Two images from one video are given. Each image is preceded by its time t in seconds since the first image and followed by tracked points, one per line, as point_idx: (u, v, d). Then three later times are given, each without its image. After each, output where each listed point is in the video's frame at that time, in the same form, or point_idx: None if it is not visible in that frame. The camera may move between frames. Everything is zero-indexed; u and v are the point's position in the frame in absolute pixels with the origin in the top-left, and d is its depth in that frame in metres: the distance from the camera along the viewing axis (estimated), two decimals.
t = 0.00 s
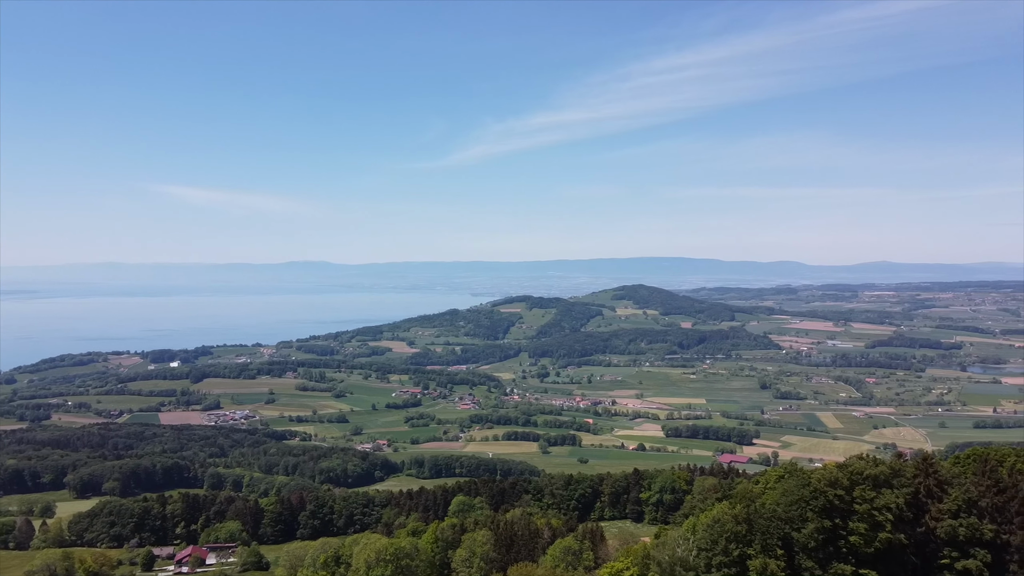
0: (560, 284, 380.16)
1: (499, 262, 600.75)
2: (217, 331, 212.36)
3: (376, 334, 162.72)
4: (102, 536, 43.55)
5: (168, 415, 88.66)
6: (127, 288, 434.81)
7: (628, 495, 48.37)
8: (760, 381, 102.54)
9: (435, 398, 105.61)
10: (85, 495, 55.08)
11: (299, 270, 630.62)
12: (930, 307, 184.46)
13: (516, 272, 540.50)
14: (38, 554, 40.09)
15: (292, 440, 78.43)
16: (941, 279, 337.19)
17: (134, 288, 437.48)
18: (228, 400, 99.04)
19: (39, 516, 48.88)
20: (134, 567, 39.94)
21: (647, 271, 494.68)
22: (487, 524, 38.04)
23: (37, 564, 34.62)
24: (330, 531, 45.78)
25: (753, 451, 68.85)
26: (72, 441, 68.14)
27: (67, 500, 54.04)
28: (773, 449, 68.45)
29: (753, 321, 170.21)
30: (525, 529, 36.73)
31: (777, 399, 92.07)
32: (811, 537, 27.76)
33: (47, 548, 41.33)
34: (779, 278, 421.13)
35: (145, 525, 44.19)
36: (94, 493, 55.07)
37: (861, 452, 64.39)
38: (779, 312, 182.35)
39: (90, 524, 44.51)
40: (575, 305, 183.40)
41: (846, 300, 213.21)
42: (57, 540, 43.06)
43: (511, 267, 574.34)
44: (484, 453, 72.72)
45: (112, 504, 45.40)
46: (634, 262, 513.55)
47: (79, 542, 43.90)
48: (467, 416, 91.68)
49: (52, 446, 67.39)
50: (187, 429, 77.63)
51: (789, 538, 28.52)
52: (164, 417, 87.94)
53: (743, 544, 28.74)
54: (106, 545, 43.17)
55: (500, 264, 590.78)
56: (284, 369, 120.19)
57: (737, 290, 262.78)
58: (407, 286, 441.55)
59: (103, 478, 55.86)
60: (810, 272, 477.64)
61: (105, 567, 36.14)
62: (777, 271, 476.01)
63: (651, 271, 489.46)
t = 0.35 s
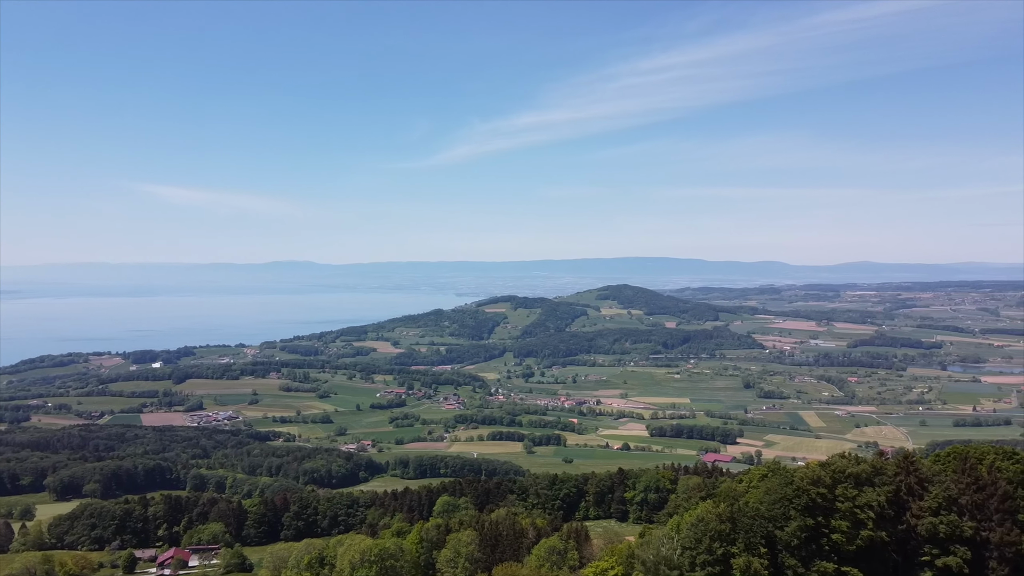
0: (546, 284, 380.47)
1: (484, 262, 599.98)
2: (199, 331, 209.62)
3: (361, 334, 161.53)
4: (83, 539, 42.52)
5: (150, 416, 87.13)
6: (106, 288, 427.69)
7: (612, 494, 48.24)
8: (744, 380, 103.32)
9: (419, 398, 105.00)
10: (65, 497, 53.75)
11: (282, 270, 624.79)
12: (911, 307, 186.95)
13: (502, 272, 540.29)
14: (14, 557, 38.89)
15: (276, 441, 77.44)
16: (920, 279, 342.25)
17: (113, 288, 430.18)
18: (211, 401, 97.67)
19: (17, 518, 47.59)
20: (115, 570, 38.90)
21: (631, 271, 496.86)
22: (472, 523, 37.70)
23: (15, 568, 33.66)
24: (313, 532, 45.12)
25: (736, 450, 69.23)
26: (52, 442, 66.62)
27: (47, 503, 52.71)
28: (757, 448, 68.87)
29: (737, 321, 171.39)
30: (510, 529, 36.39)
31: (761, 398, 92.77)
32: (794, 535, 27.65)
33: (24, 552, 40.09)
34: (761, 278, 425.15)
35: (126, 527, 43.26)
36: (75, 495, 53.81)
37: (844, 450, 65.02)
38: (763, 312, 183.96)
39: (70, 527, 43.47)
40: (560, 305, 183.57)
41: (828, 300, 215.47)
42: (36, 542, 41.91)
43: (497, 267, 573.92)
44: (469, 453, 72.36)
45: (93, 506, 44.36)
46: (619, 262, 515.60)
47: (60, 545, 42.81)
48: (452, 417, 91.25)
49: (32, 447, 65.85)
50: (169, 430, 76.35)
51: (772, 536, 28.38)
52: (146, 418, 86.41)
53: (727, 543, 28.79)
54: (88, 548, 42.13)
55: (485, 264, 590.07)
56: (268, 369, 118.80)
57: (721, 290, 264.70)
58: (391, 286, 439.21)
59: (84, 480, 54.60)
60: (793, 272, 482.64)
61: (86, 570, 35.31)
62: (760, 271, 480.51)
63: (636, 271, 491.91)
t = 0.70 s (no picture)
0: (530, 284, 380.51)
1: (468, 262, 598.70)
2: (180, 331, 206.62)
3: (344, 334, 160.15)
4: (62, 542, 41.16)
5: (132, 417, 85.48)
6: (83, 288, 419.97)
7: (597, 493, 48.08)
8: (728, 379, 103.95)
9: (404, 399, 104.29)
10: (45, 500, 52.23)
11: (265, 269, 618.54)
12: (891, 307, 189.51)
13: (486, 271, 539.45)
14: None
15: (259, 442, 76.38)
16: (899, 279, 347.61)
17: (91, 288, 422.47)
18: (193, 402, 96.15)
19: None
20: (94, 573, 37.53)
21: (616, 271, 498.55)
22: (456, 524, 37.32)
23: None
24: (296, 534, 44.45)
25: (720, 449, 69.50)
26: (31, 444, 64.91)
27: (25, 506, 51.12)
28: (740, 447, 69.24)
29: (721, 321, 172.47)
30: (495, 530, 36.04)
31: (745, 397, 93.39)
32: (777, 533, 27.49)
33: None
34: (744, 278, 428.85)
35: (107, 529, 42.18)
36: (55, 497, 52.36)
37: (826, 449, 65.64)
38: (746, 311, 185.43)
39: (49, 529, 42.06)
40: (545, 305, 183.59)
41: (810, 300, 217.65)
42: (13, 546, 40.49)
43: (481, 266, 573.00)
44: (453, 453, 71.97)
45: (73, 509, 43.01)
46: (603, 261, 517.27)
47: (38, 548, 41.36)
48: (436, 417, 90.76)
49: (10, 449, 64.12)
50: (151, 431, 74.97)
51: (755, 534, 28.22)
52: (127, 419, 84.76)
53: (710, 541, 28.68)
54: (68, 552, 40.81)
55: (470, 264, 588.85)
56: (251, 370, 117.25)
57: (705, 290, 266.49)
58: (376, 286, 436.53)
59: (64, 482, 53.15)
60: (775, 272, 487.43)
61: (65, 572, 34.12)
62: (743, 271, 484.79)
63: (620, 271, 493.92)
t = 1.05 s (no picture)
0: (515, 284, 380.40)
1: (453, 263, 597.03)
2: (161, 331, 203.49)
3: (328, 334, 158.81)
4: (42, 544, 40.14)
5: (113, 419, 83.76)
6: (60, 288, 411.91)
7: (582, 493, 47.95)
8: (712, 379, 104.59)
9: (388, 399, 103.59)
10: (24, 502, 50.99)
11: (247, 269, 611.68)
12: (871, 307, 192.10)
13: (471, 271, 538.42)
14: None
15: (242, 443, 75.33)
16: (879, 279, 352.90)
17: (69, 288, 414.58)
18: (175, 403, 94.57)
19: None
20: None
21: (600, 271, 500.10)
22: (441, 524, 36.92)
23: None
24: (280, 535, 43.80)
25: (704, 448, 69.85)
26: (10, 446, 63.27)
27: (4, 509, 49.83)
28: (724, 446, 69.57)
29: (705, 320, 173.57)
30: (480, 529, 35.69)
31: (728, 397, 94.05)
32: (760, 531, 27.47)
33: None
34: (726, 278, 432.66)
35: (88, 532, 41.23)
36: (34, 500, 51.17)
37: (808, 448, 66.19)
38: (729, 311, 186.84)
39: (29, 532, 41.01)
40: (530, 305, 183.53)
41: (792, 300, 219.81)
42: None
43: (466, 266, 571.86)
44: (438, 453, 71.60)
45: (53, 511, 41.95)
46: (588, 261, 518.71)
47: (18, 551, 40.31)
48: (421, 417, 90.28)
49: None
50: (133, 433, 73.52)
51: (739, 533, 28.15)
52: (108, 421, 83.05)
53: (694, 540, 28.62)
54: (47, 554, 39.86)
55: (454, 264, 587.40)
56: (233, 370, 115.62)
57: (688, 290, 268.26)
58: (360, 287, 433.48)
59: (43, 484, 51.97)
60: (757, 271, 492.29)
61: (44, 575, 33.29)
62: (726, 271, 488.94)
63: (604, 271, 495.69)
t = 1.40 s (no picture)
0: (500, 284, 379.99)
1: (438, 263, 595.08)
2: (141, 332, 200.21)
3: (312, 334, 157.35)
4: (21, 547, 38.83)
5: (93, 420, 82.05)
6: (37, 287, 404.07)
7: (566, 493, 47.76)
8: (696, 378, 105.10)
9: (372, 399, 102.84)
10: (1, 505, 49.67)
11: (228, 269, 604.52)
12: (851, 307, 194.35)
13: (456, 271, 537.12)
14: None
15: (225, 444, 74.24)
16: (859, 279, 357.16)
17: (45, 288, 406.66)
18: (157, 404, 92.97)
19: None
20: None
21: (585, 271, 501.41)
22: (426, 524, 36.51)
23: None
24: (264, 536, 43.10)
25: (688, 447, 70.12)
26: None
27: None
28: (708, 445, 69.81)
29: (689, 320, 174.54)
30: (465, 529, 35.32)
31: (712, 396, 94.61)
32: (743, 530, 27.43)
33: None
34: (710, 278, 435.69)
35: (69, 534, 40.21)
36: (13, 502, 49.56)
37: (791, 447, 66.68)
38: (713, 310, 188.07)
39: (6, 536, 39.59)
40: (514, 305, 183.36)
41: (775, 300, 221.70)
42: None
43: (451, 267, 570.34)
44: (423, 453, 71.17)
45: (32, 514, 40.71)
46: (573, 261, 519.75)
47: None
48: (405, 417, 89.70)
49: None
50: (114, 434, 72.09)
51: (723, 531, 28.08)
52: (89, 422, 81.37)
53: (678, 538, 28.56)
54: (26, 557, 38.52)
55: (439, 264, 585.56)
56: (216, 371, 113.94)
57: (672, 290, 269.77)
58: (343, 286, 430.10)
59: (21, 486, 50.74)
60: (740, 271, 496.59)
61: None
62: (709, 271, 492.63)
63: (589, 271, 497.19)
